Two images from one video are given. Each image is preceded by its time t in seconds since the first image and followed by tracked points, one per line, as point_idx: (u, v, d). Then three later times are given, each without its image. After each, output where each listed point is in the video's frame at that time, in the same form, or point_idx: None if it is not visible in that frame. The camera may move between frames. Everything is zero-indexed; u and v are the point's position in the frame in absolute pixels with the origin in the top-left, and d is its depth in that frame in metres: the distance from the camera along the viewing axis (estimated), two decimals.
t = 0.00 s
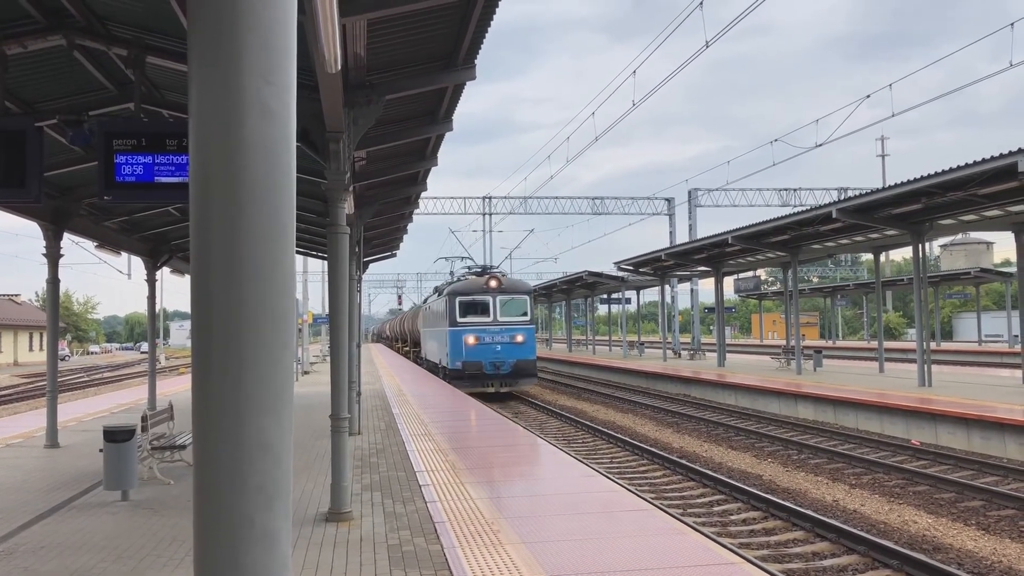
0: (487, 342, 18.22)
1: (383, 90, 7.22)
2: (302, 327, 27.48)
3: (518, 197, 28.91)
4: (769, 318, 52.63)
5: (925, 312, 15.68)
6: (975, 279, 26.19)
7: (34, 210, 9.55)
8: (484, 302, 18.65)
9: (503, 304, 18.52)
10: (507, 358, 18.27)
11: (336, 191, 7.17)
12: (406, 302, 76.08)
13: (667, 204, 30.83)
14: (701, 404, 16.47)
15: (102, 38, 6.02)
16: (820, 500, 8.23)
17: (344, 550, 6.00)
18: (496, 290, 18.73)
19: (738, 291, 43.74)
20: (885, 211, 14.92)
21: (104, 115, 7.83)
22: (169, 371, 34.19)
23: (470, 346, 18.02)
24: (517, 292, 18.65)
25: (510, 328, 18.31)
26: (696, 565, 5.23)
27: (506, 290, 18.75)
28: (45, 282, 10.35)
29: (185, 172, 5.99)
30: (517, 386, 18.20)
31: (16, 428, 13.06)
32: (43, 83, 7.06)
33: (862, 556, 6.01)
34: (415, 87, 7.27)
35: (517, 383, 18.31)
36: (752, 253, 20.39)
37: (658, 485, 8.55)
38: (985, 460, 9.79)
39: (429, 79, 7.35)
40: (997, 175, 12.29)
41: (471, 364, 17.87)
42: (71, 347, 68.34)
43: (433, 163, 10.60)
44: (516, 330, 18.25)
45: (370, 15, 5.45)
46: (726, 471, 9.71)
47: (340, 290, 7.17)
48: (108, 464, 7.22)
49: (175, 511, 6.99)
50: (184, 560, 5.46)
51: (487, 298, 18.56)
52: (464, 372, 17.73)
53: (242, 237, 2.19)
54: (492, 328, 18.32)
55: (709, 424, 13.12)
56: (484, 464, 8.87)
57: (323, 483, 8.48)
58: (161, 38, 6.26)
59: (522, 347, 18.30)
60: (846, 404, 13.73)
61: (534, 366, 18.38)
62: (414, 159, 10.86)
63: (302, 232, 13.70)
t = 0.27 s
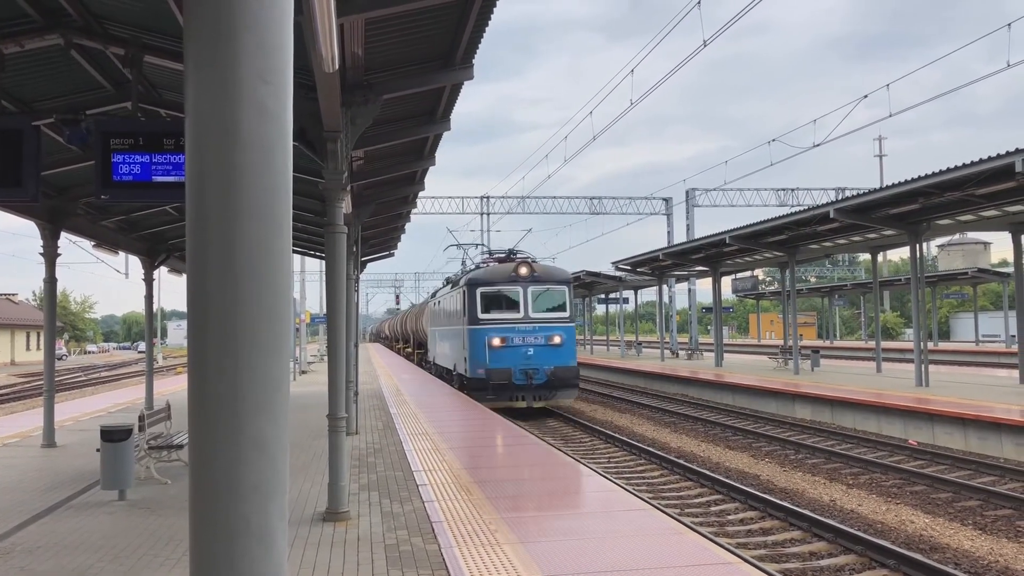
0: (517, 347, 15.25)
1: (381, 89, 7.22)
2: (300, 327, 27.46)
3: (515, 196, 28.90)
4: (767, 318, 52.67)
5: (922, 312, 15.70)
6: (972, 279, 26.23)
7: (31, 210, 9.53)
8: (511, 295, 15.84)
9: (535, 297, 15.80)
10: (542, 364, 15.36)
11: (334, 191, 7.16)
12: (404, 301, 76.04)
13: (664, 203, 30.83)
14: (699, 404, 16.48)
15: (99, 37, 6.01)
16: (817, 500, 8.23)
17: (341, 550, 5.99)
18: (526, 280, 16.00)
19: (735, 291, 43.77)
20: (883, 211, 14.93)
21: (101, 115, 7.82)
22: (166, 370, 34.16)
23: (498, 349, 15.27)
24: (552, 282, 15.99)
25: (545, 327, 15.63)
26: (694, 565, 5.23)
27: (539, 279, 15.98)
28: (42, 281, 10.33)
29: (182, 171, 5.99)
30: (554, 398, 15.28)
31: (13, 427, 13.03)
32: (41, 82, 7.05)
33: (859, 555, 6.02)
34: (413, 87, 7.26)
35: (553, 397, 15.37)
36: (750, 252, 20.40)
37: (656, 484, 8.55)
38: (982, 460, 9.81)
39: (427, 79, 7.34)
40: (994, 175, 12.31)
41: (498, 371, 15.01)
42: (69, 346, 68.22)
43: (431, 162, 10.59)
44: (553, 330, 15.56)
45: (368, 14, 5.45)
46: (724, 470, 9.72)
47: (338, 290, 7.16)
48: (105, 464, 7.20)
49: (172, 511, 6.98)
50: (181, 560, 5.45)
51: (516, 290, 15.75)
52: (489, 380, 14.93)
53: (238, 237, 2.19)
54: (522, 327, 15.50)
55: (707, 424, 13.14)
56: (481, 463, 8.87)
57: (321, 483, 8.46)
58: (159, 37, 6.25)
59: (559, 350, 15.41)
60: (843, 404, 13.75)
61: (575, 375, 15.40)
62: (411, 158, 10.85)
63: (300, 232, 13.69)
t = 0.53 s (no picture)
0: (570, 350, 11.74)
1: (379, 89, 7.22)
2: (297, 327, 27.43)
3: (513, 197, 28.88)
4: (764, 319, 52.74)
5: (919, 313, 15.73)
6: (968, 280, 26.29)
7: (27, 209, 9.51)
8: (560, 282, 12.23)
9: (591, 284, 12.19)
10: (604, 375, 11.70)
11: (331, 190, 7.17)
12: (402, 301, 75.99)
13: (662, 204, 30.88)
14: (696, 405, 16.49)
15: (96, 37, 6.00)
16: (814, 500, 8.25)
17: (337, 550, 5.99)
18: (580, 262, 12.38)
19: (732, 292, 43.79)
20: (880, 211, 14.95)
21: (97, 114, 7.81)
22: (163, 370, 34.11)
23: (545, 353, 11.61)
24: (613, 266, 12.37)
25: (605, 325, 12.04)
26: (690, 565, 5.24)
27: (594, 260, 12.37)
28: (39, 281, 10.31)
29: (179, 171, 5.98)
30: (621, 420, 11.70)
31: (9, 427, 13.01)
32: (37, 82, 7.03)
33: (856, 556, 6.02)
34: (410, 86, 7.26)
35: (618, 419, 11.76)
36: (747, 253, 20.42)
37: (653, 484, 8.56)
38: (979, 461, 9.83)
39: (424, 78, 7.34)
40: (991, 176, 12.33)
41: (542, 383, 11.45)
42: (65, 346, 68.08)
43: (429, 162, 10.58)
44: (617, 329, 12.00)
45: (365, 14, 5.44)
46: (721, 470, 9.73)
47: (335, 290, 7.16)
48: (101, 464, 7.19)
49: (169, 511, 6.97)
50: (178, 560, 5.45)
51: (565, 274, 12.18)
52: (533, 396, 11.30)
53: (235, 237, 2.19)
54: (576, 326, 11.90)
55: (704, 424, 13.15)
56: (479, 463, 8.87)
57: (318, 483, 8.46)
58: (155, 37, 6.24)
59: (624, 355, 11.86)
60: (840, 404, 13.76)
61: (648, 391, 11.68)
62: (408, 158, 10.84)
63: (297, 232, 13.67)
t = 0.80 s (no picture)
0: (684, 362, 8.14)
1: (378, 91, 7.21)
2: (295, 329, 27.43)
3: (511, 199, 28.92)
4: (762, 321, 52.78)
5: (917, 315, 15.77)
6: (966, 282, 26.33)
7: (25, 211, 9.50)
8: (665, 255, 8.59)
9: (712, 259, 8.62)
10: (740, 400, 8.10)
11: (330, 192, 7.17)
12: (400, 303, 75.97)
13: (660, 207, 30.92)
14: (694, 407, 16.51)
15: (94, 38, 6.00)
16: (812, 502, 8.26)
17: (336, 552, 5.99)
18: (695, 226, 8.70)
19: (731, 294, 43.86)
20: (878, 214, 14.98)
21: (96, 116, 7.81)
22: (161, 373, 34.08)
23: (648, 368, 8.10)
24: (740, 235, 8.79)
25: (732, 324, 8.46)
26: (687, 567, 5.24)
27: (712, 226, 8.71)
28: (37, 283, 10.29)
29: (177, 173, 5.99)
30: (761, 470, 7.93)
31: (7, 429, 12.99)
32: (36, 84, 7.03)
33: (854, 558, 6.03)
34: (409, 88, 7.27)
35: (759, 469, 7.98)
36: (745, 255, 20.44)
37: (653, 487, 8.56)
38: (977, 463, 9.84)
39: (423, 80, 7.35)
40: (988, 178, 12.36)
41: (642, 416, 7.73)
42: (63, 348, 67.98)
43: (427, 164, 10.59)
44: (750, 330, 8.37)
45: (364, 16, 5.45)
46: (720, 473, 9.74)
47: (334, 292, 7.16)
48: (100, 466, 7.17)
49: (168, 513, 6.96)
50: (176, 563, 5.44)
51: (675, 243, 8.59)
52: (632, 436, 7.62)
53: (234, 238, 2.19)
54: (691, 325, 8.33)
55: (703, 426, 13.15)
56: (477, 465, 8.87)
57: (316, 485, 8.45)
58: (154, 39, 6.24)
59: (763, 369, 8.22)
60: (838, 407, 13.78)
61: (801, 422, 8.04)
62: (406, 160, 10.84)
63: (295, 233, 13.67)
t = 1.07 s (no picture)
0: None
1: (377, 95, 7.21)
2: (295, 333, 27.44)
3: (510, 203, 28.95)
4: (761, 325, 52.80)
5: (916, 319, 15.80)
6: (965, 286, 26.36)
7: (25, 216, 9.51)
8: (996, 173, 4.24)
9: None
10: None
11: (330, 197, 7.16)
12: (399, 308, 75.95)
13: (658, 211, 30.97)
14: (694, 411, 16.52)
15: (94, 43, 6.01)
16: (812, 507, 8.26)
17: (336, 556, 5.98)
18: None
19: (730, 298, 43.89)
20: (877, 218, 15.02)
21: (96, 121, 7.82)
22: (160, 378, 34.04)
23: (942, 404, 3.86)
24: None
25: None
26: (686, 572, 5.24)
27: None
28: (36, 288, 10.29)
29: (176, 177, 5.99)
30: None
31: (6, 434, 12.98)
32: (35, 88, 7.04)
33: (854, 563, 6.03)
34: (409, 93, 7.29)
35: None
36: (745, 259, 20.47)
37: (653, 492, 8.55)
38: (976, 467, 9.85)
39: (423, 84, 7.35)
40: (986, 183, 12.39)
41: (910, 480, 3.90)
42: (62, 353, 67.92)
43: (427, 168, 10.60)
44: None
45: (363, 21, 5.47)
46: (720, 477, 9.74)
47: (334, 296, 7.16)
48: (99, 471, 7.16)
49: (166, 518, 6.95)
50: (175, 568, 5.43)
51: None
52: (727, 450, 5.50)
53: (234, 241, 2.20)
54: None
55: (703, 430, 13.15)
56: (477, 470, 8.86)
57: (316, 489, 8.44)
58: (153, 43, 6.25)
59: None
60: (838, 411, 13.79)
61: None
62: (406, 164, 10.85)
63: (295, 238, 13.68)
